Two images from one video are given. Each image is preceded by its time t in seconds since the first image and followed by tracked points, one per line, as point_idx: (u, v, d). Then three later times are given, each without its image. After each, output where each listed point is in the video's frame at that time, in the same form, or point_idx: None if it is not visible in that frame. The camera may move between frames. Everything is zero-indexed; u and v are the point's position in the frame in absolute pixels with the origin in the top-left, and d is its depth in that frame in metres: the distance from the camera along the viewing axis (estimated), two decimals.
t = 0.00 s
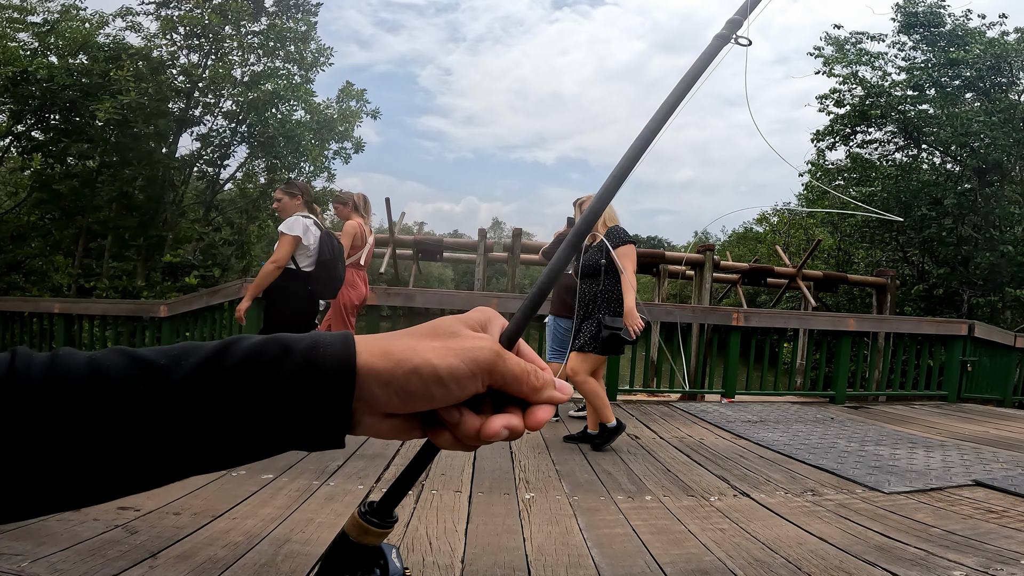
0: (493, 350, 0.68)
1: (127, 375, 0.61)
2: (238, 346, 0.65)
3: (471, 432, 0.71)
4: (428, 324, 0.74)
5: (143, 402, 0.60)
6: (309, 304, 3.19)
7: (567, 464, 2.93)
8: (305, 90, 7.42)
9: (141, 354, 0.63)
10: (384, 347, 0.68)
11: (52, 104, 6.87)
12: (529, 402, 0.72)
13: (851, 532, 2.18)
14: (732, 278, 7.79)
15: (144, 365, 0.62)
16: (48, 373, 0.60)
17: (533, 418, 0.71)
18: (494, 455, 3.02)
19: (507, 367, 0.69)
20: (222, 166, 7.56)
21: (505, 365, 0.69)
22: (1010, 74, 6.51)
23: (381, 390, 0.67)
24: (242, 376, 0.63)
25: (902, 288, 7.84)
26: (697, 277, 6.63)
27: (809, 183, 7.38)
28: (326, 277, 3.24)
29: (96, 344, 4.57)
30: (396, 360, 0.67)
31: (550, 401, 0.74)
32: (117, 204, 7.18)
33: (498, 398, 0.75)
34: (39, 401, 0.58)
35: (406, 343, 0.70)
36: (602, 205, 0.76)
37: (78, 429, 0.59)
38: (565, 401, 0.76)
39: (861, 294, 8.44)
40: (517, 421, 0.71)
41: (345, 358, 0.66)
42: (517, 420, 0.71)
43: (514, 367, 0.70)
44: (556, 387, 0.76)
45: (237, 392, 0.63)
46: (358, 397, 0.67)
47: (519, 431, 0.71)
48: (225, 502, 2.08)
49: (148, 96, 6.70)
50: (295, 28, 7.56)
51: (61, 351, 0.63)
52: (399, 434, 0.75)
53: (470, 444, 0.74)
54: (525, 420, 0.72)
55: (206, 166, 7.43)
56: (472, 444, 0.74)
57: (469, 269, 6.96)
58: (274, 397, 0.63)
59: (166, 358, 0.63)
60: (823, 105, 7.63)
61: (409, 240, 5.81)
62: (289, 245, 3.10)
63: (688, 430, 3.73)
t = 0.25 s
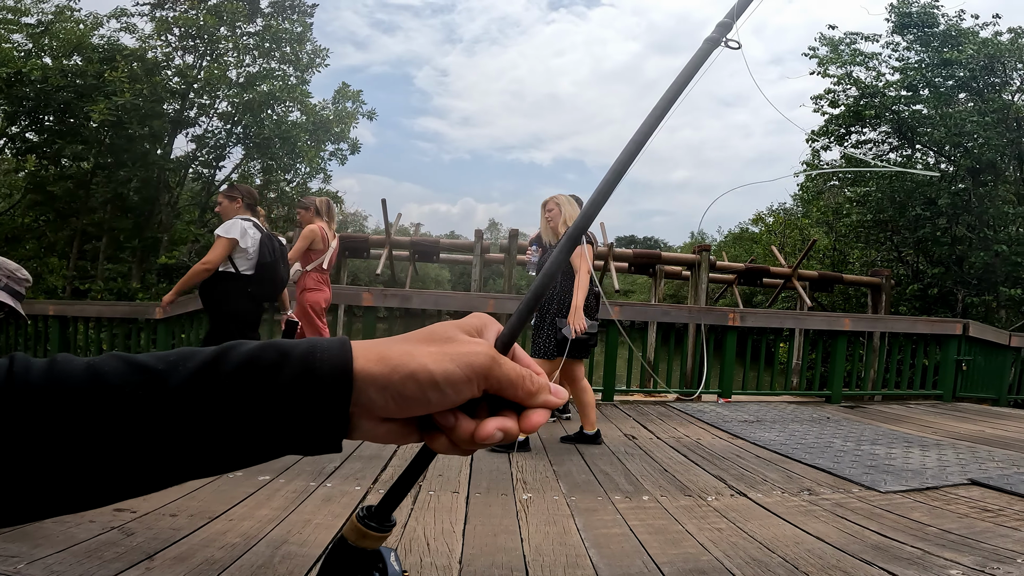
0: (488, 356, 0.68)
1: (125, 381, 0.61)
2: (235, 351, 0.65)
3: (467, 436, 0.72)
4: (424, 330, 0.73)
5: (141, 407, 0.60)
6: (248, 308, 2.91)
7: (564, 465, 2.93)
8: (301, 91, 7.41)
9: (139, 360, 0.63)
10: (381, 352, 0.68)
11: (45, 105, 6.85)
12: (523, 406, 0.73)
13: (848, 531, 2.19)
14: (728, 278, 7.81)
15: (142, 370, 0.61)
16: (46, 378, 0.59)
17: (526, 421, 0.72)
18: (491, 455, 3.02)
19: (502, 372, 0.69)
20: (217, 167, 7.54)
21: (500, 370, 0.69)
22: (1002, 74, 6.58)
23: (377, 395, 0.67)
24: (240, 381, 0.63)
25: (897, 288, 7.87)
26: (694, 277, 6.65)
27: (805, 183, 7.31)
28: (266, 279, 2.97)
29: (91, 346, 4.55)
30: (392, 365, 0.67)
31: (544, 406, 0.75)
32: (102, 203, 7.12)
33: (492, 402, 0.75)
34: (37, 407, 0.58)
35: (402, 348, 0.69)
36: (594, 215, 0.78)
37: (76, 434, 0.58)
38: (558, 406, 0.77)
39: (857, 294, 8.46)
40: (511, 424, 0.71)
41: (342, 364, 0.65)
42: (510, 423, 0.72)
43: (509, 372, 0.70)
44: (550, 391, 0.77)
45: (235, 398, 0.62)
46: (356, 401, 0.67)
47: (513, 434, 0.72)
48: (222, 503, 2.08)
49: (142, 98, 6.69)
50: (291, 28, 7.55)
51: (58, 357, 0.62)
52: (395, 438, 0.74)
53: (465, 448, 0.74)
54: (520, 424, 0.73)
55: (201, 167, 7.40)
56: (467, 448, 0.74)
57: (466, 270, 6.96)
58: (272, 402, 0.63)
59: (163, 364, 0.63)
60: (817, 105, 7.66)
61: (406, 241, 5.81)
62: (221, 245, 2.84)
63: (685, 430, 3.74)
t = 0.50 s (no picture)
0: (479, 364, 0.68)
1: (116, 389, 0.60)
2: (227, 358, 0.65)
3: (457, 444, 0.71)
4: (416, 338, 0.73)
5: (132, 415, 0.60)
6: (185, 304, 2.88)
7: (562, 465, 2.93)
8: (297, 92, 7.40)
9: (130, 368, 0.62)
10: (373, 360, 0.68)
11: (40, 107, 6.82)
12: (515, 413, 0.71)
13: (845, 531, 2.19)
14: (724, 279, 7.82)
15: (133, 379, 0.61)
16: (36, 387, 0.59)
17: (518, 428, 0.71)
18: (489, 456, 3.02)
19: (493, 380, 0.69)
20: (213, 168, 7.53)
21: (492, 378, 0.69)
22: (996, 74, 6.59)
23: (369, 404, 0.67)
24: (233, 389, 0.63)
25: (892, 288, 7.90)
26: (690, 277, 6.66)
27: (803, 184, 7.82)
28: (209, 275, 2.93)
29: (85, 348, 4.52)
30: (384, 374, 0.67)
31: (536, 412, 0.73)
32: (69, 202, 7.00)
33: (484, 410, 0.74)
34: (24, 415, 0.57)
35: (394, 356, 0.69)
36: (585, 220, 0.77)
37: (69, 441, 0.58)
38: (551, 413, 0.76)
39: (852, 294, 8.48)
40: (502, 431, 0.70)
41: (334, 372, 0.65)
42: (502, 429, 0.71)
43: (500, 379, 0.69)
44: (543, 398, 0.75)
45: (228, 405, 0.62)
46: (347, 410, 0.67)
47: (505, 441, 0.71)
48: (219, 505, 2.07)
49: (138, 99, 6.67)
50: (287, 30, 7.55)
51: (48, 365, 0.62)
52: (387, 446, 0.74)
53: (457, 455, 0.73)
54: (512, 430, 0.72)
55: (196, 169, 7.39)
56: (460, 455, 0.74)
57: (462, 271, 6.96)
58: (265, 409, 0.63)
59: (155, 372, 0.62)
60: (812, 105, 7.70)
61: (403, 242, 5.81)
62: (170, 240, 2.85)
63: (682, 430, 3.74)
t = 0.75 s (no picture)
0: (466, 373, 0.68)
1: (102, 401, 0.60)
2: (214, 368, 0.64)
3: (444, 450, 0.72)
4: (402, 347, 0.73)
5: (119, 427, 0.59)
6: (135, 307, 2.85)
7: (560, 466, 2.93)
8: (294, 92, 7.39)
9: (116, 379, 0.62)
10: (360, 369, 0.68)
11: (35, 108, 6.81)
12: (501, 420, 0.73)
13: (843, 531, 2.19)
14: (721, 279, 7.84)
15: (119, 390, 0.61)
16: (22, 398, 0.58)
17: (505, 435, 0.72)
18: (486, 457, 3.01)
19: (480, 390, 0.70)
20: (209, 169, 7.52)
21: (478, 387, 0.69)
22: (991, 75, 6.61)
23: (357, 413, 0.67)
24: (220, 400, 0.62)
25: (888, 287, 7.92)
26: (687, 278, 6.67)
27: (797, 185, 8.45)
28: (152, 277, 2.93)
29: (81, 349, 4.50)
30: (371, 384, 0.67)
31: (522, 418, 0.75)
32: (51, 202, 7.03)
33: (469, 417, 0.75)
34: (9, 426, 0.57)
35: (381, 365, 0.69)
36: (573, 229, 0.78)
37: (55, 453, 0.58)
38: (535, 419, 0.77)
39: (849, 294, 8.50)
40: (489, 437, 0.71)
41: (320, 382, 0.65)
42: (488, 435, 0.72)
43: (487, 388, 0.70)
44: (528, 404, 0.77)
45: (215, 416, 0.62)
46: (334, 420, 0.67)
47: (491, 447, 0.72)
48: (216, 506, 2.06)
49: (134, 100, 6.65)
50: (283, 31, 7.54)
51: (34, 376, 0.61)
52: (373, 453, 0.74)
53: (444, 462, 0.74)
54: (498, 437, 0.73)
55: (193, 170, 7.38)
56: (447, 462, 0.74)
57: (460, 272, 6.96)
58: (252, 419, 0.63)
59: (140, 383, 0.62)
60: (808, 105, 7.73)
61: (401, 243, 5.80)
62: (118, 242, 2.77)
63: (680, 430, 3.75)
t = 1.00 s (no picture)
0: (459, 379, 0.69)
1: (96, 409, 0.59)
2: (208, 375, 0.64)
3: (440, 454, 0.72)
4: (396, 354, 0.73)
5: (112, 435, 0.59)
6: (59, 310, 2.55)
7: (558, 467, 2.93)
8: (290, 93, 7.37)
9: (109, 387, 0.61)
10: (354, 376, 0.68)
11: (31, 109, 6.80)
12: (496, 425, 0.74)
13: (842, 531, 2.20)
14: (719, 279, 7.87)
15: (113, 399, 0.60)
16: (14, 406, 0.58)
17: (499, 438, 0.73)
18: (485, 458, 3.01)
19: (473, 395, 0.70)
20: (206, 170, 7.50)
21: (471, 392, 0.70)
22: (986, 74, 6.65)
23: (352, 420, 0.67)
24: (213, 408, 0.62)
25: (885, 287, 7.93)
26: (685, 278, 6.67)
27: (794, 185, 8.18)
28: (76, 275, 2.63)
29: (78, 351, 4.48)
30: (366, 392, 0.67)
31: (515, 423, 0.76)
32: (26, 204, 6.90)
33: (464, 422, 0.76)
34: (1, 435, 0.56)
35: (375, 372, 0.69)
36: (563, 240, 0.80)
37: (49, 461, 0.57)
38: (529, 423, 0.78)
39: (846, 294, 8.51)
40: (484, 442, 0.73)
41: (315, 390, 0.65)
42: (482, 440, 0.73)
43: (480, 393, 0.71)
44: (522, 409, 0.78)
45: (209, 422, 0.61)
46: (328, 427, 0.67)
47: (486, 451, 0.73)
48: (214, 508, 2.05)
49: (130, 101, 6.63)
50: (280, 31, 7.53)
51: (26, 385, 0.61)
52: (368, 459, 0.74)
53: (440, 467, 0.74)
54: (491, 441, 0.73)
55: (189, 171, 7.36)
56: (442, 467, 0.74)
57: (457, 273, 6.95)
58: (247, 425, 0.62)
59: (133, 392, 0.61)
60: (805, 106, 7.76)
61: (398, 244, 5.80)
62: (33, 240, 2.50)
63: (678, 431, 3.75)
